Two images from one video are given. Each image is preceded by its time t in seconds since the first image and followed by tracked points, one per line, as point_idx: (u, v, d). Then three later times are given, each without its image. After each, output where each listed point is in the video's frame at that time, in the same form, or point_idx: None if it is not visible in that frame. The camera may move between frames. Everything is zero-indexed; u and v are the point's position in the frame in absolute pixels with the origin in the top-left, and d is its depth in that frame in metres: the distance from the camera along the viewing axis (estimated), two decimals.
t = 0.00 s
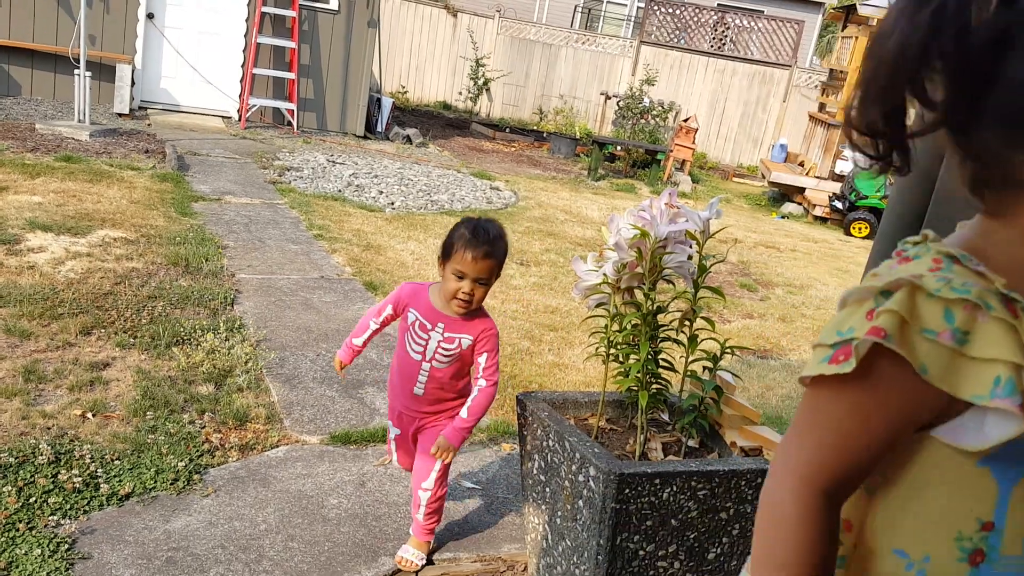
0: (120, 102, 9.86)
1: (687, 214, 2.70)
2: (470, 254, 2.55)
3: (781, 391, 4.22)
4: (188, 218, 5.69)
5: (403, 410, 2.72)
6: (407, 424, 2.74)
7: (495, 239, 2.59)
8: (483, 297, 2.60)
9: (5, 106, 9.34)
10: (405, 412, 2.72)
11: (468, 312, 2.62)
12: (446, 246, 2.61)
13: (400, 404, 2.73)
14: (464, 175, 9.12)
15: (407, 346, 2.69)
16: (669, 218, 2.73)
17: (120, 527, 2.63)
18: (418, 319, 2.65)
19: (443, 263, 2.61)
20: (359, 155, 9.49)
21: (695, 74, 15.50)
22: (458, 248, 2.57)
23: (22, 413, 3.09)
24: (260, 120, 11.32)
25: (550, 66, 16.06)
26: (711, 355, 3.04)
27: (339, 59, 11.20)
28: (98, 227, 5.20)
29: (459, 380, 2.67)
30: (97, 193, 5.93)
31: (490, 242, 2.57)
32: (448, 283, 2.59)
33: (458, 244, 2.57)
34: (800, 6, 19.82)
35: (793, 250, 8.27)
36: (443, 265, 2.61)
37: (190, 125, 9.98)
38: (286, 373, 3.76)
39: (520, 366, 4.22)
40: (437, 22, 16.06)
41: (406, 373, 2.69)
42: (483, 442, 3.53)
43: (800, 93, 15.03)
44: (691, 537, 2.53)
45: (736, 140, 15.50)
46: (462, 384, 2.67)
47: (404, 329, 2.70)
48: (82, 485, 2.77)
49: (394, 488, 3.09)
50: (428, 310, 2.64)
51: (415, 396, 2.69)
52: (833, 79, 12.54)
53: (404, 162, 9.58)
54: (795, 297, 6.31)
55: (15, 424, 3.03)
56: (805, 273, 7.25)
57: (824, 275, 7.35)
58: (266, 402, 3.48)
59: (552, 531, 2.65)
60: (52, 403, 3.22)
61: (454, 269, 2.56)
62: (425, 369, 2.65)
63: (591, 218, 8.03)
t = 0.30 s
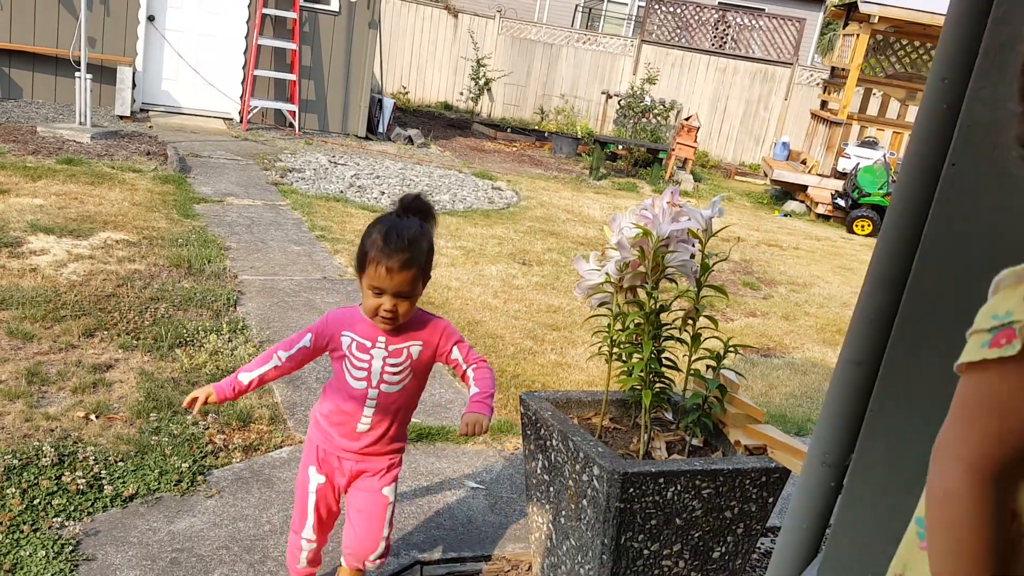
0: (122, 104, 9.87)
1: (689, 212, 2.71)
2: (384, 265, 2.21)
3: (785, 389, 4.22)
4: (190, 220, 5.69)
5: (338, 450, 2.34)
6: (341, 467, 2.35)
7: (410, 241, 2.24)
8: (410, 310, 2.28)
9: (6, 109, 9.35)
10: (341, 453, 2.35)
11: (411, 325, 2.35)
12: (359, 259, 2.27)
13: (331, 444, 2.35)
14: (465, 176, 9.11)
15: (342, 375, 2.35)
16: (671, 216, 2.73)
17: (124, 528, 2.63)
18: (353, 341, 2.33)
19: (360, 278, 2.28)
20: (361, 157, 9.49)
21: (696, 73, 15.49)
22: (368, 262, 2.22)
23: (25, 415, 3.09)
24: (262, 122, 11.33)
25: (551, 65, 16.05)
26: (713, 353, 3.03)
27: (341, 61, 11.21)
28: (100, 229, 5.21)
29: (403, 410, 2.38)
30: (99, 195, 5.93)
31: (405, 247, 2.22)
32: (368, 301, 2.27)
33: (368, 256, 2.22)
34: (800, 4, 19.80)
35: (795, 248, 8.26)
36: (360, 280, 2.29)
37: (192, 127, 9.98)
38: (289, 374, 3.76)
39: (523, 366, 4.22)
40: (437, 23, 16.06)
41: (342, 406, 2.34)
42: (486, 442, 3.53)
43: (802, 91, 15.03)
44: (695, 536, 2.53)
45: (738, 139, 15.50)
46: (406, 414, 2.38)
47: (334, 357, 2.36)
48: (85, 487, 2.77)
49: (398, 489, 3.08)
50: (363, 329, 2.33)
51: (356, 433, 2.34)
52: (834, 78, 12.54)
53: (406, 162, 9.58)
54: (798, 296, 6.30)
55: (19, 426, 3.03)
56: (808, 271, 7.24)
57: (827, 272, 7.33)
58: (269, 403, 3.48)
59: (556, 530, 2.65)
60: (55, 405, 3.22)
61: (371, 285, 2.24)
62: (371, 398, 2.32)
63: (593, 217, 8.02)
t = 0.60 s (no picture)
0: (123, 106, 9.88)
1: (692, 211, 2.73)
2: (354, 316, 1.79)
3: (790, 387, 4.21)
4: (193, 221, 5.70)
5: (265, 520, 1.95)
6: (263, 541, 1.96)
7: (388, 290, 1.84)
8: (381, 372, 1.86)
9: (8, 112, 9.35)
10: (265, 524, 1.96)
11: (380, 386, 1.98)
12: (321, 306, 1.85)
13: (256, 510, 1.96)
14: (467, 176, 9.11)
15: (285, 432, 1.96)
16: (674, 215, 2.76)
17: (130, 530, 2.62)
18: (308, 395, 1.95)
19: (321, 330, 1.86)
20: (363, 157, 9.49)
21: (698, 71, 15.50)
22: (333, 312, 1.80)
23: (30, 418, 3.09)
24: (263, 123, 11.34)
25: (553, 64, 16.06)
26: (718, 352, 3.03)
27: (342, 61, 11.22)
28: (104, 232, 5.21)
29: (349, 484, 2.01)
30: (102, 197, 5.93)
31: (383, 296, 1.82)
32: (331, 360, 1.85)
33: (333, 305, 1.81)
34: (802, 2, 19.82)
35: (798, 246, 8.25)
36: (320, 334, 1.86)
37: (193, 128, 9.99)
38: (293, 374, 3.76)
39: (527, 366, 4.21)
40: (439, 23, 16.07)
41: (280, 470, 1.96)
42: (491, 443, 3.42)
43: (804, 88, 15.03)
44: (700, 535, 2.53)
45: (740, 137, 15.49)
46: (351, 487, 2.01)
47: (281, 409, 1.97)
48: (91, 489, 2.77)
49: (402, 489, 3.08)
50: (323, 381, 1.95)
51: (288, 506, 1.95)
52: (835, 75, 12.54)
53: (407, 162, 9.58)
54: (802, 293, 6.30)
55: (24, 429, 3.02)
56: (811, 269, 7.24)
57: (830, 270, 7.33)
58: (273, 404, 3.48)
59: (561, 530, 2.64)
60: (59, 408, 3.22)
61: (336, 341, 1.82)
62: (316, 468, 1.95)
63: (595, 216, 8.02)
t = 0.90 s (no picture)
0: (123, 107, 9.87)
1: (694, 210, 2.73)
2: (329, 341, 1.53)
3: (793, 386, 4.21)
4: (194, 223, 5.69)
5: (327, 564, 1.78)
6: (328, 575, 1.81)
7: (358, 291, 1.56)
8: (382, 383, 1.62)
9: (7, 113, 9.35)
10: (322, 568, 1.80)
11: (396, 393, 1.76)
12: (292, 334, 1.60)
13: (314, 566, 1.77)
14: (468, 176, 9.10)
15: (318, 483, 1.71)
16: (676, 214, 2.75)
17: (134, 533, 2.62)
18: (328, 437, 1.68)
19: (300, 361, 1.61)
20: (363, 157, 9.48)
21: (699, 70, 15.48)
22: (306, 337, 1.56)
23: (33, 421, 3.09)
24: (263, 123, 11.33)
25: (553, 63, 16.02)
26: (722, 350, 3.03)
27: (342, 62, 11.22)
28: (105, 234, 5.21)
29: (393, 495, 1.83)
30: (103, 199, 5.93)
31: (355, 306, 1.55)
32: (318, 394, 1.60)
33: (305, 328, 1.56)
34: None
35: (800, 244, 8.24)
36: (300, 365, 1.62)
37: (192, 129, 9.98)
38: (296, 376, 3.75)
39: (530, 366, 4.21)
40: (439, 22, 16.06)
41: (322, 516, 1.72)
42: (493, 442, 3.52)
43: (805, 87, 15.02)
44: (704, 534, 2.53)
45: (741, 135, 15.47)
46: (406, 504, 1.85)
47: (303, 458, 1.69)
48: (94, 492, 2.77)
49: (406, 490, 3.08)
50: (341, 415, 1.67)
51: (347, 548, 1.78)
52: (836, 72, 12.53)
53: (407, 162, 9.57)
54: (804, 292, 6.29)
55: (26, 432, 3.02)
56: (813, 267, 7.22)
57: (831, 268, 7.33)
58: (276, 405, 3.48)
59: (564, 530, 2.64)
60: (62, 411, 3.22)
61: (317, 369, 1.57)
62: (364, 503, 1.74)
63: (596, 216, 8.01)
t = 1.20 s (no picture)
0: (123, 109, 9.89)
1: (694, 208, 2.71)
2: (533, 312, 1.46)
3: (793, 384, 4.21)
4: (194, 223, 5.70)
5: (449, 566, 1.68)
6: None
7: (550, 269, 1.48)
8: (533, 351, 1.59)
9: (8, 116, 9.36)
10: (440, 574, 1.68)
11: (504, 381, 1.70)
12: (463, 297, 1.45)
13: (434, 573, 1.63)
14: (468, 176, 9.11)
15: (439, 493, 1.56)
16: (677, 213, 2.73)
17: (135, 533, 2.63)
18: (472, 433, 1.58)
19: (464, 328, 1.45)
20: (363, 158, 9.48)
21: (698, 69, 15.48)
22: (497, 305, 1.42)
23: (34, 421, 3.09)
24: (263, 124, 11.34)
25: (553, 62, 16.02)
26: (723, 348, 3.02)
27: (342, 62, 11.24)
28: (106, 235, 5.21)
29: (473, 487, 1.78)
30: (103, 201, 5.93)
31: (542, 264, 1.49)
32: (480, 369, 1.45)
33: (497, 292, 1.43)
34: None
35: (800, 243, 8.23)
36: (459, 332, 1.46)
37: (193, 130, 10.00)
38: (296, 376, 3.76)
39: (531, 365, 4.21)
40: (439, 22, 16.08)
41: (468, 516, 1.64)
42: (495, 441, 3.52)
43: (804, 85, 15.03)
44: (705, 532, 2.53)
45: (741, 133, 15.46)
46: (501, 481, 1.76)
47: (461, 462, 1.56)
48: (95, 492, 2.77)
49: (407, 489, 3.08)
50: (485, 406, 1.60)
51: (466, 545, 1.66)
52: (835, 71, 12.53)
53: (407, 163, 9.57)
54: (805, 290, 6.28)
55: (28, 432, 3.03)
56: (813, 266, 7.22)
57: (831, 266, 7.32)
58: (277, 405, 3.48)
59: (565, 528, 2.65)
60: (63, 411, 3.22)
61: (497, 342, 1.43)
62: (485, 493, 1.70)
63: (596, 215, 8.01)
